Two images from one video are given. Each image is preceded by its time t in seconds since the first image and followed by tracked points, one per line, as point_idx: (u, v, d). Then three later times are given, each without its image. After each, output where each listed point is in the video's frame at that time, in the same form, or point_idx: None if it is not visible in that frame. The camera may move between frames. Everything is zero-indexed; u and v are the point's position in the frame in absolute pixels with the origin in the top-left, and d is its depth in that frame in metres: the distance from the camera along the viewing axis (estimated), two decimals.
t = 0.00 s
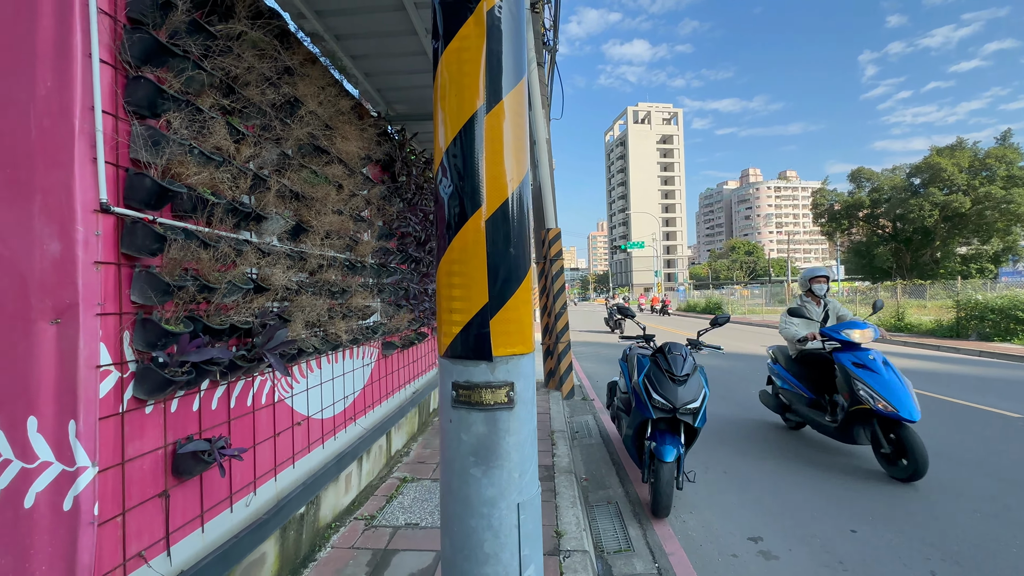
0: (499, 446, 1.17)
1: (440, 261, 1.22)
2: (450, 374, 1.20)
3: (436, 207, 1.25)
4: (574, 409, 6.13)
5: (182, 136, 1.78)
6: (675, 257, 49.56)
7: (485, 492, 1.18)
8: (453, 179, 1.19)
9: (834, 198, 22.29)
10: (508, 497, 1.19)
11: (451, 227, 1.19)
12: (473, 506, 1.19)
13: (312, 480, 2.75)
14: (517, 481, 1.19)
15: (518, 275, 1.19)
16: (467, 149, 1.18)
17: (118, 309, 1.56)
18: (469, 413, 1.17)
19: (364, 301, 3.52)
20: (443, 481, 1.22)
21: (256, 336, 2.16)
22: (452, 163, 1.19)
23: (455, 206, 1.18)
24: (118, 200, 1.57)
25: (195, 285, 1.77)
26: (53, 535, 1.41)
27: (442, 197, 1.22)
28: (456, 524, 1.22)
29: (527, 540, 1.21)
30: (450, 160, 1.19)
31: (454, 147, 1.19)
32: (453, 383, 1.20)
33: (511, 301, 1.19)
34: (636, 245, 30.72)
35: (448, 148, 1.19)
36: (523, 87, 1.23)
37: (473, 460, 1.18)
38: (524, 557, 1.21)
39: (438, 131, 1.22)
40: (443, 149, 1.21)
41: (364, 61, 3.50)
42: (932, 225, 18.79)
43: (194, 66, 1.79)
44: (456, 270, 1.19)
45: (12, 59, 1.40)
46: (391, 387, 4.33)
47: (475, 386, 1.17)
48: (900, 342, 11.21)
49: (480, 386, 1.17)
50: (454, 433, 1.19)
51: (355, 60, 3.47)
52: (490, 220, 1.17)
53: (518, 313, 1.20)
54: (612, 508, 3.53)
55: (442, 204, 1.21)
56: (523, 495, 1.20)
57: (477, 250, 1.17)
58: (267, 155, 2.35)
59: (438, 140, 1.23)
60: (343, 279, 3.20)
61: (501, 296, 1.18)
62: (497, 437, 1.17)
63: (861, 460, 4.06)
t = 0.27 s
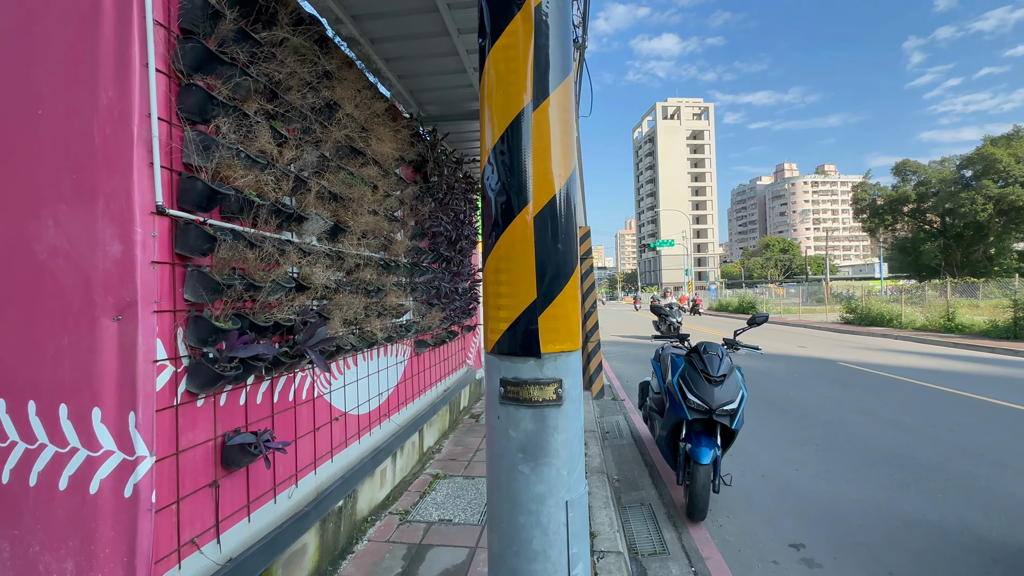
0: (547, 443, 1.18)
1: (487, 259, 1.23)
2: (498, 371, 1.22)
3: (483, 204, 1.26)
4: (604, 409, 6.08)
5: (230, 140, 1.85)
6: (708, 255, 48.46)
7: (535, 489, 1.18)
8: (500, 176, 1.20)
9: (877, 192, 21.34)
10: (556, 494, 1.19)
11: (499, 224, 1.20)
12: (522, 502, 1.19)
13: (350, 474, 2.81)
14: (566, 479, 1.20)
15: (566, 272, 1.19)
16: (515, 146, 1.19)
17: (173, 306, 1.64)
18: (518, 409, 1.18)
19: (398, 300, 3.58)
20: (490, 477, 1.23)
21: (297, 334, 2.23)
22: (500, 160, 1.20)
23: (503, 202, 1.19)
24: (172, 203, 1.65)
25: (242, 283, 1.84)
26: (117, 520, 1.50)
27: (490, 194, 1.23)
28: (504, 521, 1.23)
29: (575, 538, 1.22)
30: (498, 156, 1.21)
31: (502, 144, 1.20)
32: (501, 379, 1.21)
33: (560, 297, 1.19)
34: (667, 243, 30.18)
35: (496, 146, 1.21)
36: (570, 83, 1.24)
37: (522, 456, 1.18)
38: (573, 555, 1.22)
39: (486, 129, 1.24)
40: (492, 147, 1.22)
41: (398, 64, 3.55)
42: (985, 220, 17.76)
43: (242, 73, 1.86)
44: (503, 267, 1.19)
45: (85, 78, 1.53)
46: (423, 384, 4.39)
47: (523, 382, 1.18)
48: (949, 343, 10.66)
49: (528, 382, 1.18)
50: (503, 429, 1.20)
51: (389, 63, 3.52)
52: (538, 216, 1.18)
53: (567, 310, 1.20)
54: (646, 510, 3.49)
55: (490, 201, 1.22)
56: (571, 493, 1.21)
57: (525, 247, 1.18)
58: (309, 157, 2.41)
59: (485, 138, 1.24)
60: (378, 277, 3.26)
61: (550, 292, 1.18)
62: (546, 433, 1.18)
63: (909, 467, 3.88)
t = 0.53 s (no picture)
0: (577, 446, 1.18)
1: (515, 260, 1.23)
2: (527, 372, 1.22)
3: (511, 204, 1.27)
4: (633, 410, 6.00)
5: (266, 145, 1.91)
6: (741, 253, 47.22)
7: (564, 493, 1.18)
8: (529, 175, 1.20)
9: (923, 186, 20.34)
10: (586, 499, 1.19)
11: (527, 225, 1.20)
12: (551, 506, 1.19)
13: (381, 471, 2.86)
14: (595, 483, 1.19)
15: (596, 272, 1.19)
16: (544, 145, 1.19)
17: (213, 306, 1.70)
18: (547, 412, 1.18)
19: (426, 299, 3.62)
20: (519, 478, 1.24)
21: (329, 333, 2.28)
22: (529, 160, 1.20)
23: (532, 202, 1.19)
24: (212, 206, 1.72)
25: (278, 284, 1.90)
26: (162, 510, 1.57)
27: (518, 193, 1.23)
28: (533, 524, 1.23)
29: (605, 544, 1.22)
30: (526, 156, 1.21)
31: (530, 144, 1.20)
32: (530, 381, 1.21)
33: (590, 297, 1.18)
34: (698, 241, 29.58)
35: (524, 145, 1.21)
36: (599, 80, 1.23)
37: (551, 459, 1.18)
38: (602, 561, 1.21)
39: (514, 128, 1.24)
40: (520, 147, 1.22)
41: (426, 65, 3.58)
42: None
43: (277, 79, 1.91)
44: (532, 268, 1.20)
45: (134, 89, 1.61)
46: (451, 383, 4.43)
47: (552, 385, 1.18)
48: (1003, 345, 10.08)
49: (557, 385, 1.18)
50: (532, 431, 1.20)
51: (418, 65, 3.56)
52: (567, 216, 1.17)
53: (597, 312, 1.19)
54: (677, 515, 3.43)
55: (518, 201, 1.23)
56: (601, 498, 1.20)
57: (553, 247, 1.18)
58: (341, 160, 2.47)
59: (514, 137, 1.25)
60: (407, 277, 3.31)
61: (579, 293, 1.17)
62: (575, 437, 1.18)
63: (960, 477, 3.69)
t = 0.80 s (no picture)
0: (596, 451, 1.18)
1: (534, 262, 1.24)
2: (545, 376, 1.22)
3: (531, 205, 1.27)
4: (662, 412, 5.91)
5: (296, 150, 1.97)
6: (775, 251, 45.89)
7: (583, 498, 1.19)
8: (547, 177, 1.21)
9: (974, 180, 19.31)
10: (605, 504, 1.19)
11: (546, 227, 1.20)
12: (569, 511, 1.20)
13: (408, 468, 2.90)
14: (615, 489, 1.19)
15: (616, 274, 1.18)
16: (562, 146, 1.19)
17: (247, 306, 1.76)
18: (565, 416, 1.18)
19: (453, 299, 3.65)
20: (539, 481, 1.25)
21: (358, 332, 2.33)
22: (547, 161, 1.21)
23: (550, 204, 1.20)
24: (246, 210, 1.78)
25: (308, 284, 1.95)
26: (200, 501, 1.64)
27: (537, 195, 1.24)
28: (552, 528, 1.23)
29: (625, 551, 1.21)
30: (545, 158, 1.21)
31: (549, 145, 1.20)
32: (549, 385, 1.21)
33: (610, 300, 1.17)
34: (730, 239, 28.89)
35: (543, 147, 1.21)
36: (620, 78, 1.22)
37: (569, 464, 1.19)
38: (622, 569, 1.20)
39: (532, 130, 1.25)
40: (539, 149, 1.23)
41: (452, 67, 3.60)
42: None
43: (307, 85, 1.96)
44: (551, 270, 1.20)
45: (174, 98, 1.69)
46: (477, 382, 4.47)
47: (572, 388, 1.18)
48: None
49: (575, 389, 1.18)
50: (550, 435, 1.21)
51: (444, 67, 3.59)
52: (586, 217, 1.17)
53: (617, 315, 1.18)
54: (707, 520, 3.36)
55: (536, 202, 1.24)
56: (621, 504, 1.20)
57: (571, 249, 1.18)
58: (368, 163, 2.51)
59: (532, 139, 1.26)
60: (433, 277, 3.34)
61: (599, 295, 1.17)
62: (594, 442, 1.18)
63: (1013, 489, 3.50)
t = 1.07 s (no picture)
0: (613, 453, 1.17)
1: (552, 260, 1.24)
2: (562, 375, 1.23)
3: (548, 204, 1.27)
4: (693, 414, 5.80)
5: (325, 152, 2.02)
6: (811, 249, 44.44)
7: (599, 500, 1.18)
8: (565, 176, 1.21)
9: None
10: (623, 507, 1.19)
11: (563, 225, 1.20)
12: (586, 512, 1.20)
13: (434, 464, 2.93)
14: (632, 492, 1.19)
15: (635, 273, 1.17)
16: (579, 143, 1.19)
17: (279, 304, 1.82)
18: (581, 416, 1.19)
19: (478, 298, 3.68)
20: (556, 482, 1.25)
21: (385, 330, 2.37)
22: (564, 159, 1.21)
23: (567, 202, 1.20)
24: (277, 211, 1.84)
25: (336, 283, 2.00)
26: (235, 492, 1.71)
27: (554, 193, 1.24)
28: (569, 529, 1.24)
29: (643, 554, 1.21)
30: (562, 155, 1.21)
31: (566, 143, 1.21)
32: (566, 385, 1.22)
33: (628, 299, 1.17)
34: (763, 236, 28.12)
35: (560, 145, 1.22)
36: (639, 74, 1.21)
37: (586, 465, 1.19)
38: (639, 571, 1.20)
39: (550, 128, 1.25)
40: (555, 147, 1.23)
41: (478, 67, 3.62)
42: None
43: (335, 89, 2.02)
44: (568, 268, 1.20)
45: (211, 105, 1.76)
46: (503, 381, 4.49)
47: (590, 389, 1.18)
48: None
49: (592, 389, 1.18)
50: (567, 435, 1.21)
51: (470, 67, 3.61)
52: (603, 215, 1.17)
53: (636, 313, 1.18)
54: (738, 525, 3.29)
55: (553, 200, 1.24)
56: (639, 507, 1.19)
57: (587, 248, 1.18)
58: (395, 164, 2.56)
59: (550, 137, 1.26)
60: (459, 276, 3.37)
61: (617, 293, 1.16)
62: (611, 443, 1.17)
63: None
